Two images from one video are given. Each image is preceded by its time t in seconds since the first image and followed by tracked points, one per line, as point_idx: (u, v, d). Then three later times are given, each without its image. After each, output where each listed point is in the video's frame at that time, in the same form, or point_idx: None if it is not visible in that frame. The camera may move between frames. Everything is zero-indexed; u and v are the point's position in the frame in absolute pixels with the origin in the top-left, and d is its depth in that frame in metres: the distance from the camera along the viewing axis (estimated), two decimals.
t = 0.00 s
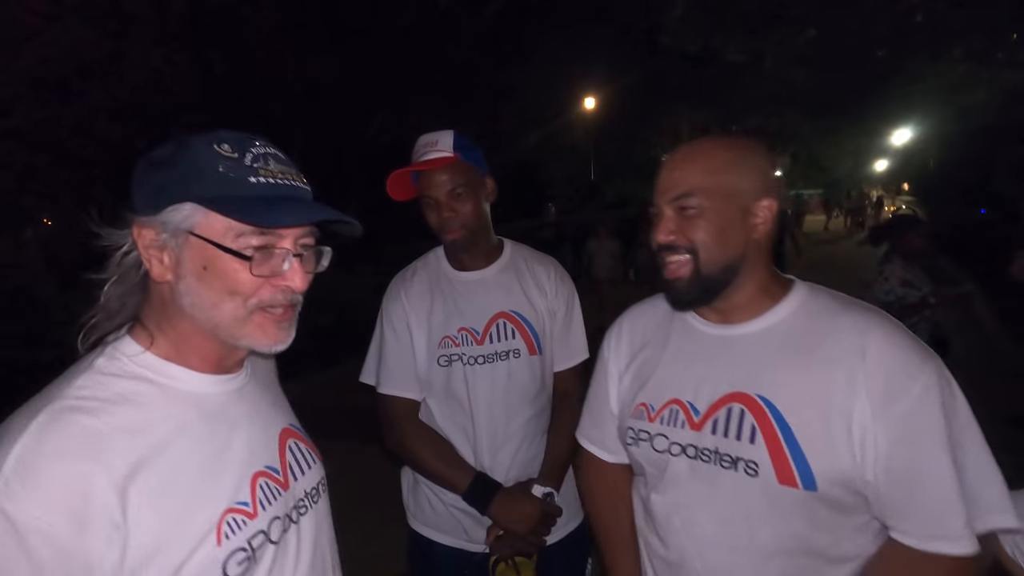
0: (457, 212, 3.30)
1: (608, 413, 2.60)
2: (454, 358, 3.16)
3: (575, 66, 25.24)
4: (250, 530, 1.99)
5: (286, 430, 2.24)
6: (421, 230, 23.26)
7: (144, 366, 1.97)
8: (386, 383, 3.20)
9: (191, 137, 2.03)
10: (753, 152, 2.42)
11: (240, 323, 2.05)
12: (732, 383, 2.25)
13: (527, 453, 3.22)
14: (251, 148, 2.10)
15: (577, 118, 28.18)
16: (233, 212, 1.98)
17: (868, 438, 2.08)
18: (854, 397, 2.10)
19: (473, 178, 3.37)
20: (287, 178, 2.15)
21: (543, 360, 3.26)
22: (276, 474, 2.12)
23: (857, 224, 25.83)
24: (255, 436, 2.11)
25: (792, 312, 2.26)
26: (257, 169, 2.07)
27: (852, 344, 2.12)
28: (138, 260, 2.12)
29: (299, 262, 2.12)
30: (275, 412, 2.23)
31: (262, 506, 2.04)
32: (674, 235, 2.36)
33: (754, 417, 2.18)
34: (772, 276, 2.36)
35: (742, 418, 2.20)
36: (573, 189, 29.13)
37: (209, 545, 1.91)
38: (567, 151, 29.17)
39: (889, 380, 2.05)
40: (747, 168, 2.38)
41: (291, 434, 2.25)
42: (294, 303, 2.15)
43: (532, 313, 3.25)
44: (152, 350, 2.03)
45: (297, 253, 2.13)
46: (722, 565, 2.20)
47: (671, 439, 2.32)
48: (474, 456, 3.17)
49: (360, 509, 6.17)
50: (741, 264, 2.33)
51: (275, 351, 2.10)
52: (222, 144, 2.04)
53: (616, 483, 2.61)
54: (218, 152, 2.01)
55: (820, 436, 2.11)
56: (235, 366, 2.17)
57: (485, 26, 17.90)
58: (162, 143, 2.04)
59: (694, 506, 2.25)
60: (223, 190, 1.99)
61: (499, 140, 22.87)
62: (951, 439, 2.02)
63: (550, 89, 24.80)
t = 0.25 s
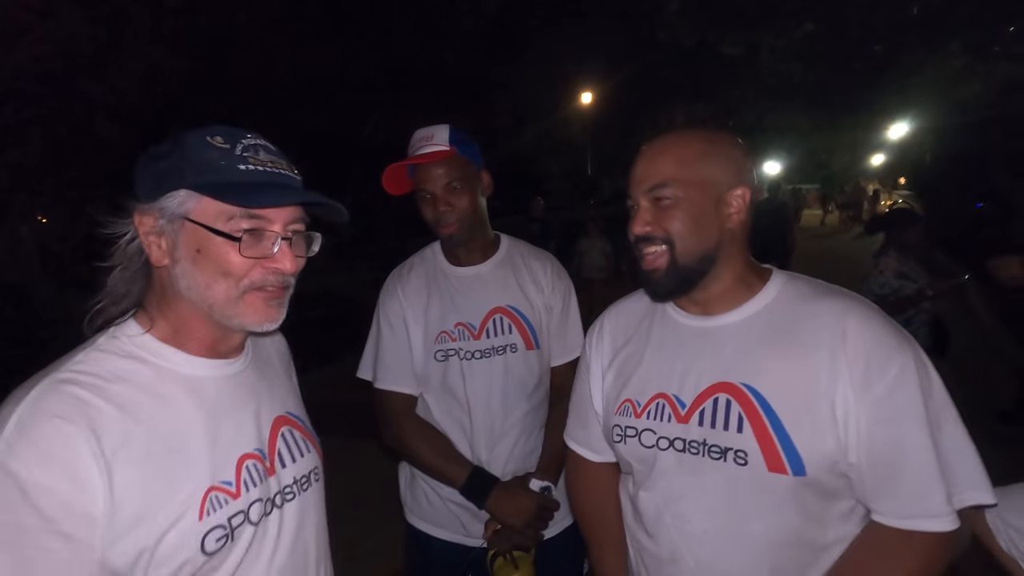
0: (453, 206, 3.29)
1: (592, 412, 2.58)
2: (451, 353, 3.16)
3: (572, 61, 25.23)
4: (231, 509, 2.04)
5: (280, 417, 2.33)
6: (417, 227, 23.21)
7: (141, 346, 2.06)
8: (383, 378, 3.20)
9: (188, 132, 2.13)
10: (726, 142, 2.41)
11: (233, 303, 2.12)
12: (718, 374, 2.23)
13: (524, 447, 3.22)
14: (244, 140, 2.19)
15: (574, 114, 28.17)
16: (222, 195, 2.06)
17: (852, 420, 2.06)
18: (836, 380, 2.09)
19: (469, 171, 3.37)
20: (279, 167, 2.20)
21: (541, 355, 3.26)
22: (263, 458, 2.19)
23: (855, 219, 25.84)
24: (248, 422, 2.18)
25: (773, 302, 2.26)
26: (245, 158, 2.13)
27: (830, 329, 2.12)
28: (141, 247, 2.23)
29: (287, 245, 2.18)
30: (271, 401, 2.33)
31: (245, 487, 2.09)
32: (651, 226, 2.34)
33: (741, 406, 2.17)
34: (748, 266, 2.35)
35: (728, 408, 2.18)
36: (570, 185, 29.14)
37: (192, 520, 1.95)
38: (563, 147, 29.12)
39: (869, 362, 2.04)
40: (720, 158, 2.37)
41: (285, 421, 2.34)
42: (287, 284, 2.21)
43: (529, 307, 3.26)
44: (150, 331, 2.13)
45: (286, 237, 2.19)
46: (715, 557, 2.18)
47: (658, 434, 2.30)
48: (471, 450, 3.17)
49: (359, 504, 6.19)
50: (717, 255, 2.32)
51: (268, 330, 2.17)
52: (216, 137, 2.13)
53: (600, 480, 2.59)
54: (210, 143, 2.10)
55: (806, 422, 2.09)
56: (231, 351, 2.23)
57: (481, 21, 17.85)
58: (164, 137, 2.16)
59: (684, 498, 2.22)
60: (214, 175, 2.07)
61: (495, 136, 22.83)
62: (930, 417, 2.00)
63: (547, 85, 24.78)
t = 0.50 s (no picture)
0: (451, 202, 3.30)
1: (590, 411, 2.59)
2: (451, 350, 3.17)
3: (564, 59, 25.26)
4: (235, 491, 2.07)
5: (280, 408, 2.35)
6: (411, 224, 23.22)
7: (150, 334, 2.09)
8: (382, 375, 3.20)
9: (204, 131, 2.19)
10: (725, 137, 2.42)
11: (243, 292, 2.16)
12: (717, 371, 2.25)
13: (524, 444, 3.23)
14: (259, 140, 2.26)
15: (566, 111, 28.22)
16: (242, 188, 2.13)
17: (851, 417, 2.08)
18: (833, 375, 2.10)
19: (467, 168, 3.37)
20: (290, 166, 2.28)
21: (541, 352, 3.27)
22: (264, 445, 2.22)
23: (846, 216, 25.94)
24: (250, 410, 2.22)
25: (772, 297, 2.27)
26: (262, 157, 2.20)
27: (827, 322, 2.14)
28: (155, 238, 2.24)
29: (298, 239, 2.24)
30: (269, 391, 2.34)
31: (248, 471, 2.13)
32: (647, 221, 2.35)
33: (740, 403, 2.19)
34: (746, 262, 2.36)
35: (728, 406, 2.20)
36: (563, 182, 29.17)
37: (197, 500, 1.98)
38: (556, 145, 29.13)
39: (866, 354, 2.05)
40: (718, 154, 2.38)
41: (285, 412, 2.36)
42: (293, 278, 2.27)
43: (528, 305, 3.27)
44: (161, 320, 2.14)
45: (296, 232, 2.25)
46: (716, 554, 2.19)
47: (658, 432, 2.31)
48: (471, 447, 3.18)
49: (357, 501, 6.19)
50: (713, 250, 2.32)
51: (273, 321, 2.21)
52: (233, 136, 2.19)
53: (599, 476, 2.61)
54: (228, 141, 2.16)
55: (806, 418, 2.11)
56: (235, 341, 2.27)
57: (473, 18, 17.81)
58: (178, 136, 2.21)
59: (685, 495, 2.24)
60: (232, 170, 2.13)
61: (488, 133, 22.81)
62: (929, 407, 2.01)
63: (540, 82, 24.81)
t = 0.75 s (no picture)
0: (449, 197, 3.27)
1: (594, 408, 2.60)
2: (450, 349, 3.15)
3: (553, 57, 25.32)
4: (242, 483, 2.06)
5: (277, 404, 2.30)
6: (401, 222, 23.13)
7: (155, 328, 2.08)
8: (381, 374, 3.17)
9: (220, 129, 2.21)
10: (734, 132, 2.42)
11: (249, 289, 2.14)
12: (725, 369, 2.25)
13: (523, 442, 3.21)
14: (272, 142, 2.27)
15: (556, 110, 28.22)
16: (256, 185, 2.14)
17: (863, 414, 2.08)
18: (845, 372, 2.10)
19: (464, 164, 3.35)
20: (303, 169, 2.29)
21: (540, 349, 3.26)
22: (267, 439, 2.19)
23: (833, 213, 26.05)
24: (252, 401, 2.19)
25: (780, 294, 2.28)
26: (276, 157, 2.21)
27: (838, 319, 2.14)
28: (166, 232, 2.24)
29: (306, 239, 2.22)
30: (263, 387, 2.27)
31: (253, 464, 2.11)
32: (656, 216, 2.35)
33: (749, 401, 2.18)
34: (753, 258, 2.37)
35: (736, 403, 2.20)
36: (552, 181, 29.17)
37: (204, 492, 1.97)
38: (545, 143, 29.06)
39: (877, 352, 2.05)
40: (728, 149, 2.38)
41: (282, 408, 2.32)
42: (298, 278, 2.25)
43: (526, 302, 3.25)
44: (167, 314, 2.12)
45: (304, 233, 2.23)
46: (725, 551, 2.19)
47: (665, 430, 2.31)
48: (471, 446, 3.15)
49: (351, 501, 6.15)
50: (722, 246, 2.33)
51: (276, 319, 2.18)
52: (248, 137, 2.21)
53: (602, 473, 2.63)
54: (244, 141, 2.18)
55: (816, 416, 2.11)
56: (238, 337, 2.24)
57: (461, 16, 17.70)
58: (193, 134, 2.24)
59: (692, 493, 2.24)
60: (246, 169, 2.14)
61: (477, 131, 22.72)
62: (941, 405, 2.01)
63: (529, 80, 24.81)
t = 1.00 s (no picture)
0: (450, 196, 3.24)
1: (603, 408, 2.58)
2: (452, 349, 3.11)
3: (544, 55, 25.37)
4: (233, 488, 2.01)
5: (269, 405, 2.26)
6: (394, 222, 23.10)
7: (138, 332, 2.01)
8: (381, 375, 3.13)
9: (207, 128, 2.16)
10: (749, 126, 2.39)
11: (234, 292, 2.08)
12: (739, 371, 2.24)
13: (527, 443, 3.18)
14: (261, 141, 2.22)
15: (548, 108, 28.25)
16: (243, 185, 2.08)
17: (881, 417, 2.08)
18: (865, 376, 2.10)
19: (466, 163, 3.31)
20: (293, 167, 2.24)
21: (543, 348, 3.24)
22: (259, 441, 2.15)
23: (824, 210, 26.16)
24: (244, 403, 2.15)
25: (798, 296, 2.27)
26: (263, 156, 2.17)
27: (858, 321, 2.14)
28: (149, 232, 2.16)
29: (295, 239, 2.16)
30: (258, 389, 2.25)
31: (245, 468, 2.06)
32: (669, 215, 2.33)
33: (766, 403, 2.18)
34: (768, 256, 2.36)
35: (752, 405, 2.19)
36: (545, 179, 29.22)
37: (193, 498, 1.92)
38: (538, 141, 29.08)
39: (897, 356, 2.06)
40: (743, 145, 2.35)
41: (275, 409, 2.28)
42: (287, 280, 2.18)
43: (529, 301, 3.23)
44: (151, 317, 2.06)
45: (294, 233, 2.17)
46: (740, 555, 2.18)
47: (677, 432, 2.30)
48: (474, 447, 3.12)
49: (349, 503, 6.12)
50: (737, 244, 2.32)
51: (263, 323, 2.13)
52: (236, 135, 2.16)
53: (610, 473, 2.63)
54: (231, 139, 2.13)
55: (834, 419, 2.11)
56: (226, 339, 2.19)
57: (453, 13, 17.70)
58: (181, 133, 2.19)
59: (706, 497, 2.23)
60: (232, 168, 2.08)
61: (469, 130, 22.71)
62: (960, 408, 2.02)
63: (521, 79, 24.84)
